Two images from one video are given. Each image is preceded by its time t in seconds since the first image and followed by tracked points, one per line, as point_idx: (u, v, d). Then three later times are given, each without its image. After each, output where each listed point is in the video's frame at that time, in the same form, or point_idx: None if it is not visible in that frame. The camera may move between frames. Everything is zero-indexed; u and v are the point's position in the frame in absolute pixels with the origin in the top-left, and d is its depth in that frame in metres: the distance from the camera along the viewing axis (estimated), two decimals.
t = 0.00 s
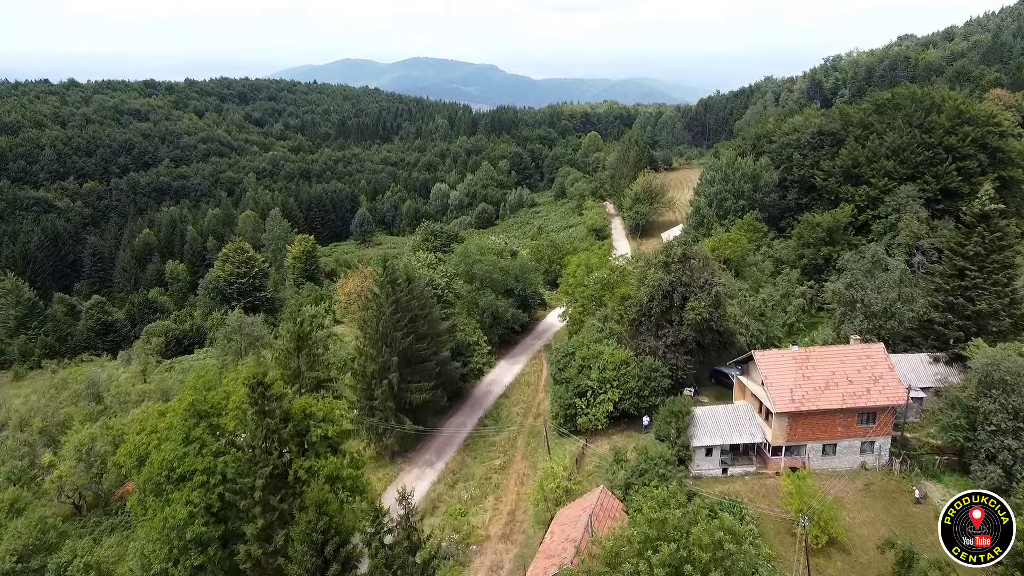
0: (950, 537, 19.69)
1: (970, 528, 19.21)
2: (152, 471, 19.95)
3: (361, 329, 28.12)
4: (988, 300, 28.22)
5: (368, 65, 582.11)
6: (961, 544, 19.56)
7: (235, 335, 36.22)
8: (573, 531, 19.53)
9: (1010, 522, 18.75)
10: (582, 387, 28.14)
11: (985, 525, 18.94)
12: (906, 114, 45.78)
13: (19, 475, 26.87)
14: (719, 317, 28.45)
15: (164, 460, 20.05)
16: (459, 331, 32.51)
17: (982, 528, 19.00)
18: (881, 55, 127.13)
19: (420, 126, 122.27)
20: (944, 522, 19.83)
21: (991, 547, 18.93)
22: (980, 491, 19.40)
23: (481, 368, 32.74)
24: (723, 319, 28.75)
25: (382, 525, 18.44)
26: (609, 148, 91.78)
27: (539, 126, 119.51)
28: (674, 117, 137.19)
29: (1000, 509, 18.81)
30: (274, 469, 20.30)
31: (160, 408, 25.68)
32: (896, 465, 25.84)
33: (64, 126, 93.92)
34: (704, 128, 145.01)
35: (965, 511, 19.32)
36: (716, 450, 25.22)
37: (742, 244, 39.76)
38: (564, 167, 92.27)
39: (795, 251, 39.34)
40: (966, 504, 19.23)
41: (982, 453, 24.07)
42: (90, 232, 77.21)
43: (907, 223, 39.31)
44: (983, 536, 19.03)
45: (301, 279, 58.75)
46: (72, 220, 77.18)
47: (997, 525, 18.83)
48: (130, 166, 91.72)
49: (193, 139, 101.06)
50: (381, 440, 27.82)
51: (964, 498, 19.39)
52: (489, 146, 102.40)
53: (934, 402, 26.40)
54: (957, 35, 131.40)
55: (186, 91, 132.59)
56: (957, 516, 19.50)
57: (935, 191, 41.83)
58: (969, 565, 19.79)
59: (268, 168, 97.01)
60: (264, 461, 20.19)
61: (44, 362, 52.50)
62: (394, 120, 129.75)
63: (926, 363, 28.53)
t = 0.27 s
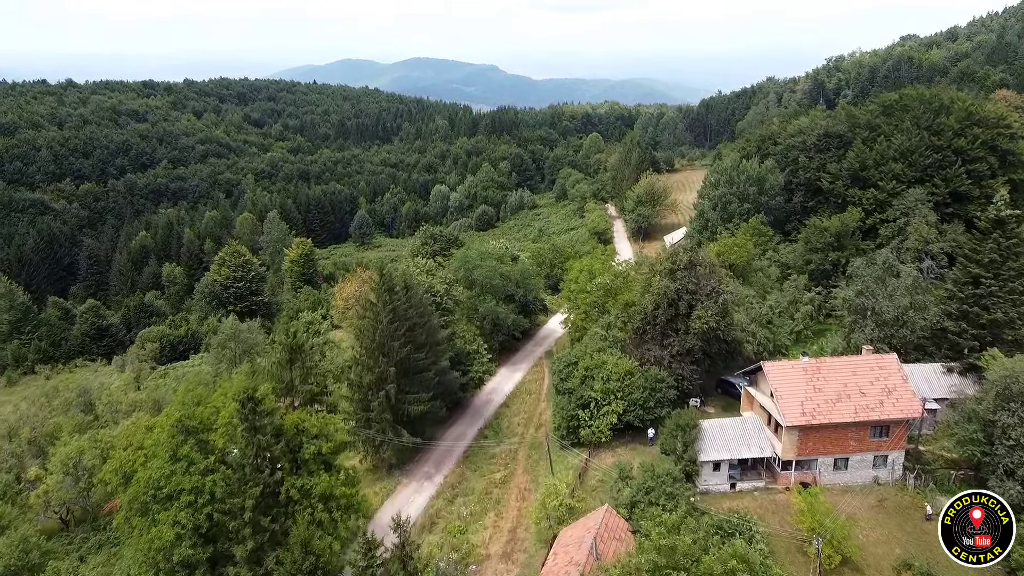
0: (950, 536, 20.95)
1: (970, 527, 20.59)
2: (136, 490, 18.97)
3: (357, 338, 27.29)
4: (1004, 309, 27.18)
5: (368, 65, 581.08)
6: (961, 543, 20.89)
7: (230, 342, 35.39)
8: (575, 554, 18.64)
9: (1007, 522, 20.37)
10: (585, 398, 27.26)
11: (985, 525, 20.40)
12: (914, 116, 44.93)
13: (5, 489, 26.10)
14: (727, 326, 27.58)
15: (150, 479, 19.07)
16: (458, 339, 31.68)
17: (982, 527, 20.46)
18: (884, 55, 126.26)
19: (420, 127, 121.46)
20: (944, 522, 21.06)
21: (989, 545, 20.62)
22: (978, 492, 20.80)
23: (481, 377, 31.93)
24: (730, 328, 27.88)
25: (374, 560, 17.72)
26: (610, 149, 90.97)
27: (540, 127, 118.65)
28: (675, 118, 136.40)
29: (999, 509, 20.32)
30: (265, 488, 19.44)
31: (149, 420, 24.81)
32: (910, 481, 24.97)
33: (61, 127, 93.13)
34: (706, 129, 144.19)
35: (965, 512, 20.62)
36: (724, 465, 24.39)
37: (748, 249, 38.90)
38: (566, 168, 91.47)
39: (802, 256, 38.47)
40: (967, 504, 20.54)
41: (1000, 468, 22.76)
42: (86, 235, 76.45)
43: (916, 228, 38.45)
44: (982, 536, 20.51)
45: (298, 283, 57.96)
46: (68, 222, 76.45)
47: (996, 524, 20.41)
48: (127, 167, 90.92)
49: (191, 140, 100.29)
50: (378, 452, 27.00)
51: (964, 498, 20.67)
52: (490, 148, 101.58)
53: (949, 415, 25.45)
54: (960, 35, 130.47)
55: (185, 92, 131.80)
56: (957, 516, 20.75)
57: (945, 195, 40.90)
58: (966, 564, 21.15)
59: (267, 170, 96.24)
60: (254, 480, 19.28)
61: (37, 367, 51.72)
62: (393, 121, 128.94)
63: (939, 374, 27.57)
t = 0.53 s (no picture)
0: (951, 536, 20.84)
1: (971, 528, 20.49)
2: (120, 511, 18.13)
3: (353, 348, 26.45)
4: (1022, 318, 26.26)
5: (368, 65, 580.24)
6: (961, 544, 20.79)
7: (224, 349, 34.54)
8: None
9: (1008, 522, 20.16)
10: (589, 409, 26.44)
11: (985, 525, 20.24)
12: (923, 118, 44.06)
13: None
14: (735, 335, 26.73)
15: (134, 499, 18.22)
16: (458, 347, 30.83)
17: (982, 528, 20.34)
18: (886, 56, 125.49)
19: (420, 127, 120.67)
20: (944, 522, 20.98)
21: (990, 546, 20.48)
22: (979, 492, 20.62)
23: (481, 387, 31.09)
24: (738, 337, 27.04)
25: None
26: (612, 151, 90.08)
27: (540, 128, 117.80)
28: (677, 119, 135.72)
29: (1000, 509, 20.08)
30: (256, 507, 18.82)
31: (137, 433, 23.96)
32: (924, 496, 24.11)
33: (58, 128, 92.38)
34: (708, 130, 143.31)
35: (965, 511, 20.51)
36: (733, 480, 23.50)
37: (755, 253, 38.06)
38: (567, 170, 90.65)
39: (809, 261, 37.60)
40: (967, 505, 20.44)
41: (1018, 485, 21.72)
42: (82, 237, 75.68)
43: (925, 232, 37.58)
44: (982, 536, 20.41)
45: (296, 287, 57.15)
46: (64, 224, 75.67)
47: (997, 525, 20.20)
48: (124, 169, 90.16)
49: (189, 141, 99.49)
50: (375, 466, 26.16)
51: (964, 498, 20.54)
52: (490, 149, 100.75)
53: (965, 428, 24.53)
54: (963, 36, 129.60)
55: (183, 92, 131.05)
56: (957, 516, 20.66)
57: (955, 198, 39.99)
58: (965, 564, 21.12)
59: (266, 171, 95.46)
60: (244, 499, 18.63)
61: (30, 373, 50.91)
62: (393, 122, 128.15)
63: (953, 385, 26.63)
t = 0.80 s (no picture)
0: (950, 536, 20.21)
1: (971, 528, 19.74)
2: (104, 533, 17.39)
3: (349, 358, 25.66)
4: None
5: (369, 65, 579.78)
6: (961, 543, 20.11)
7: (218, 356, 33.78)
8: None
9: (1008, 522, 19.41)
10: (592, 421, 25.66)
11: (985, 525, 19.47)
12: (931, 120, 43.23)
13: None
14: (743, 345, 25.96)
15: (118, 519, 17.49)
16: (457, 355, 30.03)
17: (982, 528, 19.55)
18: (889, 57, 124.65)
19: (420, 128, 119.91)
20: (944, 522, 20.32)
21: (989, 545, 19.82)
22: (979, 491, 19.78)
23: (481, 396, 30.29)
24: (746, 347, 26.25)
25: None
26: (613, 152, 89.25)
27: (541, 129, 117.01)
28: (678, 119, 134.96)
29: (1000, 509, 19.30)
30: (246, 528, 18.04)
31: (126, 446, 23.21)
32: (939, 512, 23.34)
33: (55, 129, 91.66)
34: (709, 131, 142.50)
35: (965, 512, 19.72)
36: (741, 496, 22.74)
37: (761, 258, 37.26)
38: (568, 171, 89.90)
39: (816, 266, 36.82)
40: (967, 505, 19.62)
41: None
42: (78, 239, 74.94)
43: (934, 236, 36.73)
44: (982, 535, 19.67)
45: (293, 290, 56.40)
46: (60, 226, 74.96)
47: (997, 524, 19.45)
48: (122, 170, 89.44)
49: (187, 142, 98.76)
50: (371, 479, 25.40)
51: (964, 498, 19.75)
52: (491, 150, 99.98)
53: (980, 441, 23.71)
54: (967, 37, 128.72)
55: (182, 93, 130.37)
56: (957, 516, 19.92)
57: (964, 202, 39.15)
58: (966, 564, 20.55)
59: (264, 172, 94.75)
60: (233, 520, 17.85)
61: (24, 378, 50.21)
62: (393, 122, 127.40)
63: (967, 396, 25.78)
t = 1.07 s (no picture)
0: (950, 537, 19.33)
1: (970, 528, 18.88)
2: (84, 557, 16.59)
3: (344, 370, 24.83)
4: None
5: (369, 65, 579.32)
6: (961, 543, 19.27)
7: (211, 366, 32.94)
8: None
9: (1008, 522, 18.62)
10: (595, 435, 24.83)
11: (985, 525, 18.63)
12: (940, 122, 42.32)
13: None
14: (751, 355, 25.12)
15: (100, 543, 16.70)
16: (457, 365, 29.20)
17: (982, 528, 18.71)
18: (893, 56, 123.68)
19: (420, 129, 119.09)
20: (943, 522, 19.45)
21: (989, 545, 18.99)
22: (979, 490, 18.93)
23: (481, 407, 29.47)
24: (755, 357, 25.41)
25: None
26: (614, 153, 88.40)
27: (542, 129, 116.19)
28: (680, 120, 134.10)
29: (1000, 509, 18.50)
30: (234, 552, 17.21)
31: (113, 463, 22.41)
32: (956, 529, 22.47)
33: (52, 130, 90.93)
34: (711, 132, 141.67)
35: (965, 512, 18.83)
36: (751, 514, 21.89)
37: (767, 263, 36.41)
38: (569, 173, 89.06)
39: (824, 271, 35.96)
40: (967, 505, 18.73)
41: None
42: (75, 241, 74.18)
43: (944, 241, 35.84)
44: (981, 535, 18.84)
45: (291, 294, 55.59)
46: (56, 228, 74.23)
47: (997, 524, 18.65)
48: (119, 171, 88.69)
49: (185, 143, 98.03)
50: (368, 495, 24.56)
51: (963, 498, 18.84)
52: (491, 151, 99.14)
53: (998, 456, 22.82)
54: (971, 36, 127.75)
55: (181, 93, 129.66)
56: (957, 516, 19.09)
57: (974, 206, 38.27)
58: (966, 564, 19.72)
59: (263, 174, 93.98)
60: (220, 543, 17.03)
61: (17, 383, 49.43)
62: (393, 123, 126.60)
63: (983, 408, 24.76)
